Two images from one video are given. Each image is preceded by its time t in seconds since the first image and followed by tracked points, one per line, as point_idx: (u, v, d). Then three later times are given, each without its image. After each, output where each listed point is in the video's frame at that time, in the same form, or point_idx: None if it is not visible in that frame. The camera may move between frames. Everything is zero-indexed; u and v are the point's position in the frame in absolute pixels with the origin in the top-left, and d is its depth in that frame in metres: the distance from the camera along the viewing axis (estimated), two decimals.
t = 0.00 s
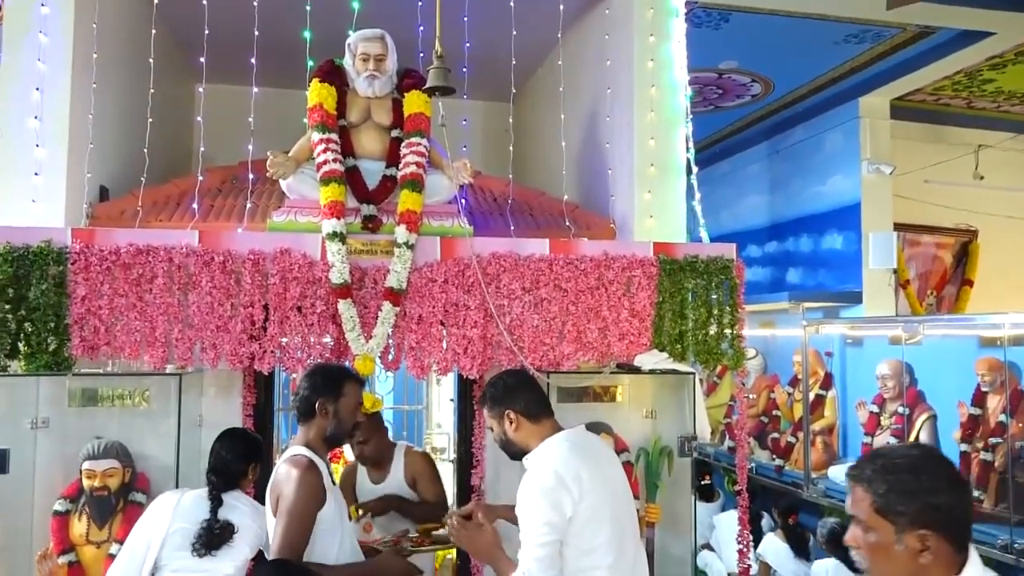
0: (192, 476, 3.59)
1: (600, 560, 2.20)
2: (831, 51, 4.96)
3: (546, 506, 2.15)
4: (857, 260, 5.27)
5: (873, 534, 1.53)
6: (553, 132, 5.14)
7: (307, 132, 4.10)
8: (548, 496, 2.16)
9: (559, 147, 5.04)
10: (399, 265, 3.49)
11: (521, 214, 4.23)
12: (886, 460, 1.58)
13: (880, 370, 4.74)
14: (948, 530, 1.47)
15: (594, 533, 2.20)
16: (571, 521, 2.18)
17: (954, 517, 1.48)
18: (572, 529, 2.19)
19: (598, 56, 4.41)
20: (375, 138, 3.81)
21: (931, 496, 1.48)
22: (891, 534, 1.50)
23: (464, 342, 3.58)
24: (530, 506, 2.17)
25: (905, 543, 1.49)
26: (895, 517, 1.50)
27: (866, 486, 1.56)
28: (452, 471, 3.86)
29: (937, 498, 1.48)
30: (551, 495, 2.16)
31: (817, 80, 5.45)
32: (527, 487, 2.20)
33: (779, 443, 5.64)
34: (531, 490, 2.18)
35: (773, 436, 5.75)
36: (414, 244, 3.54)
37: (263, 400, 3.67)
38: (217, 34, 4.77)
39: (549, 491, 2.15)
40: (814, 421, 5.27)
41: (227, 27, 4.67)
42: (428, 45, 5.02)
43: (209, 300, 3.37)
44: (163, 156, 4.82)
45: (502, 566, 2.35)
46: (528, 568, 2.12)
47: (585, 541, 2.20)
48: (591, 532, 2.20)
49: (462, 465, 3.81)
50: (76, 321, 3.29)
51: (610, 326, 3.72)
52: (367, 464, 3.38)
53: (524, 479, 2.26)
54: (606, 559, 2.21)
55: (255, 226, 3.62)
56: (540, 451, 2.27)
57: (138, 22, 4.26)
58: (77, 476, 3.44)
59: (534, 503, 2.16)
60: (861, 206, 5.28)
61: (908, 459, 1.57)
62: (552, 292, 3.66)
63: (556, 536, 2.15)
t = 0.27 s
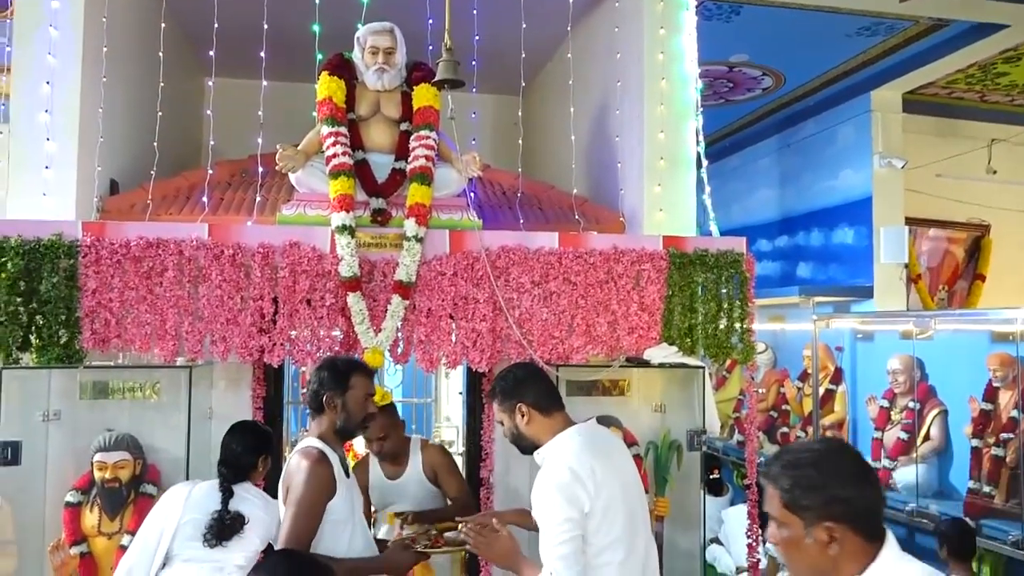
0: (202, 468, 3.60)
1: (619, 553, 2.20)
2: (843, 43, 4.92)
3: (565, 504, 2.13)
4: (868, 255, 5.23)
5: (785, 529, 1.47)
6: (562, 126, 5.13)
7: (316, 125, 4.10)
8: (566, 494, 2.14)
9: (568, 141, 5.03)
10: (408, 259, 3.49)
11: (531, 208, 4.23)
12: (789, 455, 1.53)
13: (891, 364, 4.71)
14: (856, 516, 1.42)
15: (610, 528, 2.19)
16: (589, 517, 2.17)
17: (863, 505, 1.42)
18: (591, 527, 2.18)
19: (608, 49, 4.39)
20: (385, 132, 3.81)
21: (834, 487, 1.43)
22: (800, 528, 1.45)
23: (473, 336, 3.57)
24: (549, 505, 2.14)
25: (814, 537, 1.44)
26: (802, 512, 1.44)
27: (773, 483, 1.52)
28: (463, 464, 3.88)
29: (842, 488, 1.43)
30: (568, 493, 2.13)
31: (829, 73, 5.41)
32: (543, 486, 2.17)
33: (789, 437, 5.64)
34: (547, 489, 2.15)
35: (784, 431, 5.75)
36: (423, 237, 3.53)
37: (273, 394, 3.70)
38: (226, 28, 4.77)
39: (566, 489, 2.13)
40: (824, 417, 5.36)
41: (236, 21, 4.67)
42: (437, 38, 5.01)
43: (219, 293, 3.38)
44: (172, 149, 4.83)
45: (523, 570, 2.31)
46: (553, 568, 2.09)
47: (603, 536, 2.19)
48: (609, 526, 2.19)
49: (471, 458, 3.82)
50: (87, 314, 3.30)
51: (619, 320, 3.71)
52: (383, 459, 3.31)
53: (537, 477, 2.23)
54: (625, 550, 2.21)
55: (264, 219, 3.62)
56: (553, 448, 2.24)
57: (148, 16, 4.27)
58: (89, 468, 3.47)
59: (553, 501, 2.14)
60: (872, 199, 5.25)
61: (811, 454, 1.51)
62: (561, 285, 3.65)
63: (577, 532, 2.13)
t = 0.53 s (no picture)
0: (214, 455, 3.62)
1: (638, 543, 2.19)
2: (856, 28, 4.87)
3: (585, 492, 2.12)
4: (881, 242, 5.19)
5: (736, 528, 1.49)
6: (573, 112, 5.11)
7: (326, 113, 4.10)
8: (584, 484, 2.14)
9: (579, 128, 5.00)
10: (419, 246, 3.48)
11: (541, 195, 4.22)
12: (736, 454, 1.53)
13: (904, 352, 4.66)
14: (803, 513, 1.43)
15: (629, 517, 2.18)
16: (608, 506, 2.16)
17: (810, 500, 1.43)
18: (609, 515, 2.17)
19: (619, 35, 4.35)
20: (394, 119, 3.80)
21: (778, 486, 1.44)
22: (750, 526, 1.46)
23: (484, 323, 3.57)
24: (568, 493, 2.14)
25: (764, 535, 1.46)
26: (751, 510, 1.46)
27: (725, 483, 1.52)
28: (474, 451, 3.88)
29: (787, 485, 1.44)
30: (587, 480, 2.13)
31: (843, 58, 5.36)
32: (562, 477, 2.17)
33: (801, 425, 5.63)
34: (566, 477, 2.15)
35: (796, 419, 5.77)
36: (434, 225, 3.52)
37: (284, 381, 3.69)
38: (235, 16, 4.76)
39: (585, 476, 2.13)
40: (838, 404, 5.30)
41: (246, 9, 4.66)
42: (446, 25, 4.99)
43: (231, 281, 3.39)
44: (182, 137, 4.85)
45: (538, 559, 2.31)
46: (573, 558, 2.09)
47: (623, 526, 2.18)
48: (628, 516, 2.19)
49: (483, 446, 3.80)
50: (99, 303, 3.32)
51: (630, 307, 3.70)
52: (390, 446, 3.29)
53: (556, 467, 2.23)
54: (643, 541, 2.21)
55: (275, 207, 3.62)
56: (570, 438, 2.24)
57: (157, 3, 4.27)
58: (103, 455, 3.48)
59: (572, 490, 2.13)
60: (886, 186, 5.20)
61: (756, 451, 1.51)
62: (572, 273, 3.64)
63: (596, 523, 2.13)
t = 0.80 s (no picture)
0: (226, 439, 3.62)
1: (654, 531, 2.19)
2: (873, 7, 4.79)
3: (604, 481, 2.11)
4: (896, 225, 5.13)
5: (713, 525, 1.58)
6: (584, 94, 5.06)
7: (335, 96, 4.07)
8: (603, 472, 2.12)
9: (590, 109, 4.96)
10: (429, 230, 3.46)
11: (552, 178, 4.19)
12: (706, 454, 1.62)
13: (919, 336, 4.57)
14: (774, 507, 1.50)
15: (647, 506, 2.18)
16: (627, 494, 2.15)
17: (782, 492, 1.50)
18: (629, 504, 2.15)
19: (631, 15, 4.29)
20: (403, 102, 3.77)
21: (747, 483, 1.51)
22: (725, 522, 1.55)
23: (495, 307, 3.56)
24: (587, 480, 2.12)
25: (739, 530, 1.55)
26: (724, 507, 1.54)
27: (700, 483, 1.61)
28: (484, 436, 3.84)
29: (757, 479, 1.52)
30: (606, 468, 2.12)
31: (858, 38, 5.27)
32: (581, 464, 2.15)
33: (814, 409, 5.60)
34: (585, 465, 2.14)
35: (808, 403, 5.67)
36: (443, 209, 3.50)
37: (295, 364, 3.64)
38: None
39: (604, 464, 2.12)
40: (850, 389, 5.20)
41: None
42: (456, 6, 4.94)
43: (241, 266, 3.38)
44: (191, 121, 4.84)
45: (554, 547, 2.29)
46: (591, 546, 2.08)
47: (641, 514, 2.17)
48: (646, 504, 2.17)
49: (494, 430, 3.78)
50: (110, 287, 3.32)
51: (642, 291, 3.67)
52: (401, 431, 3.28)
53: (574, 453, 2.21)
54: (660, 529, 2.20)
55: (284, 191, 3.61)
56: (588, 422, 2.23)
57: None
58: (115, 439, 3.47)
59: (591, 477, 2.12)
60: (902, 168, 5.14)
61: (726, 448, 1.59)
62: (583, 257, 3.61)
63: (615, 511, 2.11)
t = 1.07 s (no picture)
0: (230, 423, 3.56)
1: (669, 522, 2.14)
2: None
3: (620, 470, 2.04)
4: (915, 206, 5.00)
5: (710, 512, 1.55)
6: (595, 71, 4.95)
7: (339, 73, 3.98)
8: (618, 460, 2.06)
9: (601, 87, 4.85)
10: (435, 210, 3.38)
11: (560, 158, 4.11)
12: (702, 441, 1.57)
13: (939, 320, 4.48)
14: (770, 496, 1.46)
15: (663, 496, 2.12)
16: (643, 484, 2.08)
17: (779, 480, 1.46)
18: (644, 494, 2.09)
19: None
20: (409, 79, 3.67)
21: (743, 472, 1.47)
22: (722, 511, 1.52)
23: (503, 289, 3.48)
24: (602, 469, 2.06)
25: (736, 519, 1.51)
26: (720, 494, 1.50)
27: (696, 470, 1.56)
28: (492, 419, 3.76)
29: (755, 468, 1.47)
30: (622, 457, 2.06)
31: (877, 14, 5.12)
32: (596, 451, 2.09)
33: (828, 395, 5.51)
34: (600, 453, 2.07)
35: (823, 389, 5.60)
36: (450, 188, 3.42)
37: (298, 348, 3.61)
38: None
39: (620, 452, 2.06)
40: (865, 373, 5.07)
41: None
42: None
43: (243, 247, 3.32)
44: (193, 100, 4.76)
45: (565, 534, 2.23)
46: (605, 536, 2.02)
47: (655, 505, 2.11)
48: (662, 495, 2.12)
49: (502, 415, 3.71)
50: (110, 268, 3.27)
51: (653, 273, 3.59)
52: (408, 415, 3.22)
53: (589, 440, 2.15)
54: (674, 520, 2.16)
55: (288, 170, 3.53)
56: (603, 409, 2.17)
57: None
58: (117, 422, 3.40)
59: (607, 466, 2.05)
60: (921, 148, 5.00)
61: (723, 433, 1.54)
62: (593, 238, 3.53)
63: (631, 501, 2.05)
